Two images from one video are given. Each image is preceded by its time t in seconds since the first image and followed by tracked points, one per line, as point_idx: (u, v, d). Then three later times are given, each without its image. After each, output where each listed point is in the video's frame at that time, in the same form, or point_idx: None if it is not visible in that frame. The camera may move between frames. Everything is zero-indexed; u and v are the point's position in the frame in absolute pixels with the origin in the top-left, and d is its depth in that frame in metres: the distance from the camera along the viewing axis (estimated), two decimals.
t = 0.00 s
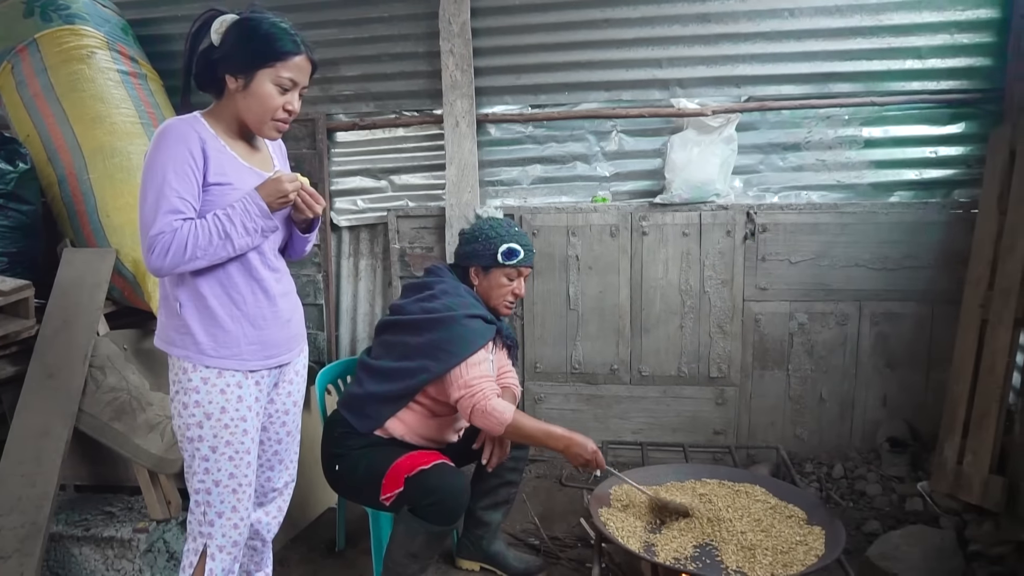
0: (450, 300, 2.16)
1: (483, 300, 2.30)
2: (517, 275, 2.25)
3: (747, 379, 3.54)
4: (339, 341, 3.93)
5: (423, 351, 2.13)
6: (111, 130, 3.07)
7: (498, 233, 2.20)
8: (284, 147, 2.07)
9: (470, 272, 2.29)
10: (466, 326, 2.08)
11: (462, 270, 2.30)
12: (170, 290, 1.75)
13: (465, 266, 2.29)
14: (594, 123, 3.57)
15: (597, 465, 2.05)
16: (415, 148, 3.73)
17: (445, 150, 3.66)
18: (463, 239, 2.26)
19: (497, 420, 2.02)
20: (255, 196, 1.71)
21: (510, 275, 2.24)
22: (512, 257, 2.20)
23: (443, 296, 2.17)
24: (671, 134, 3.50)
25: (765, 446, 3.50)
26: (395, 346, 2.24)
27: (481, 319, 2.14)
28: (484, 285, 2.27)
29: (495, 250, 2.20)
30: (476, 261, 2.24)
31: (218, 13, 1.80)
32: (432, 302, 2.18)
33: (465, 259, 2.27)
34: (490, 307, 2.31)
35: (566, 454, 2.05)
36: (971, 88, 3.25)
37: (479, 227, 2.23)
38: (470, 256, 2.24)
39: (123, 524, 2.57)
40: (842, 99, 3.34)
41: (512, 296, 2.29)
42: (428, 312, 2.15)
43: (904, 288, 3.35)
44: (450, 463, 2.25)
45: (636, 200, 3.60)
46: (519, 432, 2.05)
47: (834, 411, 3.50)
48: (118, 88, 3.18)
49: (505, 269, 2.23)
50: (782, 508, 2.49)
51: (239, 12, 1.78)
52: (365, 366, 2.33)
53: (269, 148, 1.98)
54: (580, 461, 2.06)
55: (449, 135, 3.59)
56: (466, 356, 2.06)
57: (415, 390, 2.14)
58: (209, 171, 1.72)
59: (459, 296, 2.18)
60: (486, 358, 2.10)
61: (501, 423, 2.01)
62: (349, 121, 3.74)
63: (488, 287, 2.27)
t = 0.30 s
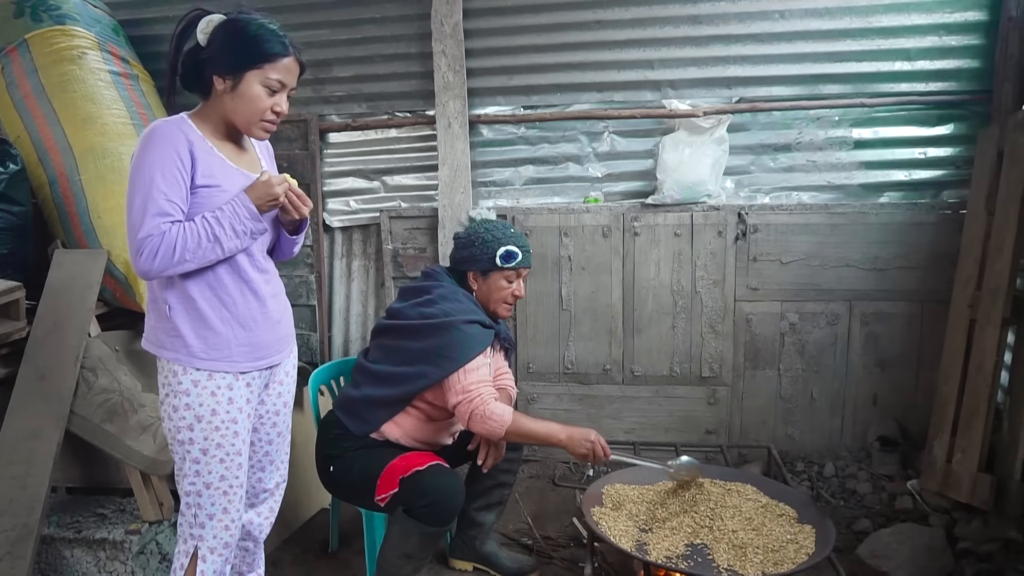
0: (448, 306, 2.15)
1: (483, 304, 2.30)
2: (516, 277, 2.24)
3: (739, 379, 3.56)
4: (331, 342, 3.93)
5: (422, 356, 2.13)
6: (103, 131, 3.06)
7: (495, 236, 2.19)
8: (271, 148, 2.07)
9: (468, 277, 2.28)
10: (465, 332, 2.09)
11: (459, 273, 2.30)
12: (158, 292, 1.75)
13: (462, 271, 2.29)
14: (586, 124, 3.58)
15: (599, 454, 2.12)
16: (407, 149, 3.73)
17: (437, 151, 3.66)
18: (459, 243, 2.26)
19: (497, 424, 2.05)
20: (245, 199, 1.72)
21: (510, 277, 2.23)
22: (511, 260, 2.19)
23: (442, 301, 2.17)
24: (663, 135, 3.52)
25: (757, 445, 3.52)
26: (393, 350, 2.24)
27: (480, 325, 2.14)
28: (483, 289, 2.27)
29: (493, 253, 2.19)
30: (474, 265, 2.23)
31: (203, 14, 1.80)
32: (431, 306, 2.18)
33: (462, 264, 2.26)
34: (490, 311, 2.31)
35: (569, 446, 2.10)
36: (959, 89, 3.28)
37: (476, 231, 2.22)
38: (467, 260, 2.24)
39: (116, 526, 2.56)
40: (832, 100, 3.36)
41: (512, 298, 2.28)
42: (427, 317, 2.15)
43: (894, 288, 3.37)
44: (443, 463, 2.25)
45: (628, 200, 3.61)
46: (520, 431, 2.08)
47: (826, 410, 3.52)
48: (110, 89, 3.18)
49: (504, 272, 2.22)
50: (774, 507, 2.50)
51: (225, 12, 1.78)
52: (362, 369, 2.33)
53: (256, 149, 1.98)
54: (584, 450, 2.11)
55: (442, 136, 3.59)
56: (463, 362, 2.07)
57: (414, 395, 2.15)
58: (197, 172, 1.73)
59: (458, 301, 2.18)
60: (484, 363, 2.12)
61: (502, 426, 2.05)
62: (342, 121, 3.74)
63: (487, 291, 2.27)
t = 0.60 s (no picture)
0: (443, 308, 2.15)
1: (475, 304, 2.29)
2: (507, 274, 2.25)
3: (732, 378, 3.57)
4: (325, 341, 3.92)
5: (418, 359, 2.13)
6: (95, 130, 3.05)
7: (484, 234, 2.20)
8: (262, 147, 2.07)
9: (459, 276, 2.28)
10: (462, 336, 2.09)
11: (451, 273, 2.30)
12: (147, 292, 1.75)
13: (453, 271, 2.29)
14: (579, 124, 3.59)
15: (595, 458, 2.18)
16: (400, 148, 3.73)
17: (431, 150, 3.66)
18: (450, 242, 2.26)
19: (503, 425, 2.08)
20: (225, 195, 1.68)
21: (501, 274, 2.23)
22: (501, 256, 2.19)
23: (437, 303, 2.16)
24: (656, 134, 3.53)
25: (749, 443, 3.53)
26: (388, 352, 2.23)
27: (475, 327, 2.14)
28: (475, 288, 2.27)
29: (483, 251, 2.19)
30: (464, 264, 2.23)
31: (193, 11, 1.80)
32: (425, 309, 2.17)
33: (452, 264, 2.26)
34: (482, 310, 2.30)
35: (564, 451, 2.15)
36: (950, 89, 3.30)
37: (464, 231, 2.23)
38: (458, 259, 2.24)
39: (108, 526, 2.55)
40: (824, 100, 3.38)
41: (505, 295, 2.28)
42: (422, 320, 2.15)
43: (885, 287, 3.39)
44: (435, 462, 2.25)
45: (621, 200, 3.62)
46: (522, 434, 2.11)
47: (818, 408, 3.54)
48: (101, 88, 3.16)
49: (495, 269, 2.22)
50: (766, 504, 2.51)
51: (216, 10, 1.78)
52: (355, 370, 2.33)
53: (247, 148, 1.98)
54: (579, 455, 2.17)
55: (435, 135, 3.59)
56: (461, 366, 2.08)
57: (410, 397, 2.15)
58: (184, 172, 1.72)
59: (453, 303, 2.18)
60: (483, 365, 2.12)
61: (508, 427, 2.08)
62: (335, 121, 3.73)
63: (479, 290, 2.26)
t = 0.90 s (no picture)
0: (443, 306, 2.15)
1: (473, 300, 2.29)
2: (504, 270, 2.25)
3: (728, 376, 3.58)
4: (321, 340, 3.91)
5: (418, 357, 2.13)
6: (90, 128, 3.04)
7: (481, 230, 2.21)
8: (259, 145, 2.06)
9: (457, 272, 2.29)
10: (462, 332, 2.08)
11: (450, 270, 2.30)
12: (140, 290, 1.74)
13: (451, 267, 2.30)
14: (576, 122, 3.59)
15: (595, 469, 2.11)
16: (397, 146, 3.72)
17: (427, 149, 3.66)
18: (448, 240, 2.27)
19: (498, 425, 2.05)
20: (218, 197, 1.68)
21: (498, 270, 2.23)
22: (497, 252, 2.20)
23: (436, 301, 2.16)
24: (652, 133, 3.53)
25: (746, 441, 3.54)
26: (388, 351, 2.23)
27: (475, 324, 2.14)
28: (472, 284, 2.27)
29: (480, 246, 2.20)
30: (461, 260, 2.24)
31: (190, 7, 1.79)
32: (425, 306, 2.17)
33: (450, 260, 2.27)
34: (480, 306, 2.30)
35: (563, 459, 2.09)
36: (945, 88, 3.31)
37: (462, 227, 2.24)
38: (456, 255, 2.25)
39: (104, 526, 2.54)
40: (820, 99, 3.39)
41: (502, 291, 2.27)
42: (422, 318, 2.15)
43: (881, 285, 3.41)
44: (437, 462, 2.25)
45: (617, 198, 3.62)
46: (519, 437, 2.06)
47: (814, 406, 3.55)
48: (96, 86, 3.15)
49: (491, 265, 2.22)
50: (763, 502, 2.52)
51: (212, 5, 1.77)
52: (355, 368, 2.33)
53: (243, 147, 1.97)
54: (579, 464, 2.10)
55: (432, 134, 3.58)
56: (460, 363, 2.07)
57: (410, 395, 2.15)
58: (175, 171, 1.71)
59: (452, 301, 2.17)
60: (481, 362, 2.11)
61: (503, 427, 2.04)
62: (331, 119, 3.72)
63: (477, 285, 2.26)
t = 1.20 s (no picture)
0: (435, 298, 2.15)
1: (468, 294, 2.29)
2: (498, 263, 2.25)
3: (728, 375, 3.58)
4: (321, 339, 3.91)
5: (409, 349, 2.12)
6: (89, 126, 3.03)
7: (475, 224, 2.21)
8: (262, 144, 2.05)
9: (452, 267, 2.29)
10: (451, 323, 2.07)
11: (444, 266, 2.31)
12: (139, 288, 1.74)
13: (447, 262, 2.30)
14: (576, 121, 3.59)
15: (578, 474, 1.93)
16: (397, 145, 3.72)
17: (427, 148, 3.65)
18: (441, 235, 2.29)
19: (479, 419, 1.97)
20: (210, 196, 1.65)
21: (492, 263, 2.23)
22: (490, 245, 2.20)
23: (428, 294, 2.17)
24: (653, 132, 3.53)
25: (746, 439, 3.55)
26: (382, 345, 2.23)
27: (467, 316, 2.13)
28: (467, 278, 2.27)
29: (473, 239, 2.20)
30: (456, 254, 2.24)
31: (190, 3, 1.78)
32: (417, 300, 2.17)
33: (445, 254, 2.27)
34: (475, 300, 2.29)
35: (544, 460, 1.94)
36: (944, 87, 3.32)
37: (456, 222, 2.25)
38: (450, 250, 2.25)
39: (105, 525, 2.53)
40: (820, 98, 3.39)
41: (497, 285, 2.27)
42: (413, 310, 2.15)
43: (880, 284, 3.41)
44: (438, 459, 2.25)
45: (618, 197, 3.62)
46: (499, 433, 1.96)
47: (814, 405, 3.55)
48: (96, 84, 3.14)
49: (486, 258, 2.22)
50: (765, 501, 2.52)
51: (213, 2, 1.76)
52: (351, 363, 2.33)
53: (246, 146, 1.96)
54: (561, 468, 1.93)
55: (432, 132, 3.58)
56: (448, 353, 2.04)
57: (401, 387, 2.14)
58: (174, 170, 1.70)
59: (444, 294, 2.17)
60: (471, 356, 2.08)
61: (483, 421, 1.96)
62: (331, 118, 3.72)
63: (471, 279, 2.26)
